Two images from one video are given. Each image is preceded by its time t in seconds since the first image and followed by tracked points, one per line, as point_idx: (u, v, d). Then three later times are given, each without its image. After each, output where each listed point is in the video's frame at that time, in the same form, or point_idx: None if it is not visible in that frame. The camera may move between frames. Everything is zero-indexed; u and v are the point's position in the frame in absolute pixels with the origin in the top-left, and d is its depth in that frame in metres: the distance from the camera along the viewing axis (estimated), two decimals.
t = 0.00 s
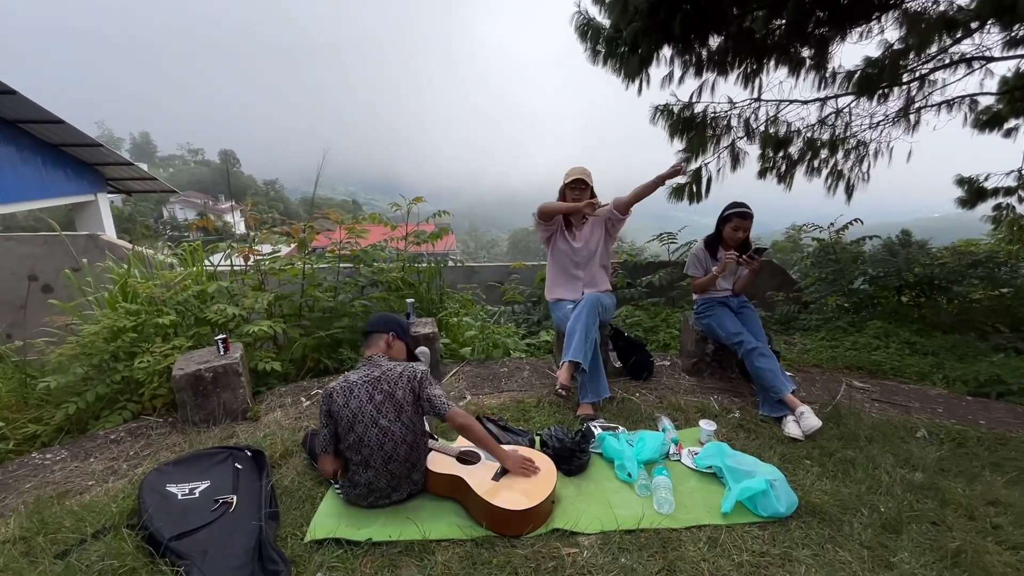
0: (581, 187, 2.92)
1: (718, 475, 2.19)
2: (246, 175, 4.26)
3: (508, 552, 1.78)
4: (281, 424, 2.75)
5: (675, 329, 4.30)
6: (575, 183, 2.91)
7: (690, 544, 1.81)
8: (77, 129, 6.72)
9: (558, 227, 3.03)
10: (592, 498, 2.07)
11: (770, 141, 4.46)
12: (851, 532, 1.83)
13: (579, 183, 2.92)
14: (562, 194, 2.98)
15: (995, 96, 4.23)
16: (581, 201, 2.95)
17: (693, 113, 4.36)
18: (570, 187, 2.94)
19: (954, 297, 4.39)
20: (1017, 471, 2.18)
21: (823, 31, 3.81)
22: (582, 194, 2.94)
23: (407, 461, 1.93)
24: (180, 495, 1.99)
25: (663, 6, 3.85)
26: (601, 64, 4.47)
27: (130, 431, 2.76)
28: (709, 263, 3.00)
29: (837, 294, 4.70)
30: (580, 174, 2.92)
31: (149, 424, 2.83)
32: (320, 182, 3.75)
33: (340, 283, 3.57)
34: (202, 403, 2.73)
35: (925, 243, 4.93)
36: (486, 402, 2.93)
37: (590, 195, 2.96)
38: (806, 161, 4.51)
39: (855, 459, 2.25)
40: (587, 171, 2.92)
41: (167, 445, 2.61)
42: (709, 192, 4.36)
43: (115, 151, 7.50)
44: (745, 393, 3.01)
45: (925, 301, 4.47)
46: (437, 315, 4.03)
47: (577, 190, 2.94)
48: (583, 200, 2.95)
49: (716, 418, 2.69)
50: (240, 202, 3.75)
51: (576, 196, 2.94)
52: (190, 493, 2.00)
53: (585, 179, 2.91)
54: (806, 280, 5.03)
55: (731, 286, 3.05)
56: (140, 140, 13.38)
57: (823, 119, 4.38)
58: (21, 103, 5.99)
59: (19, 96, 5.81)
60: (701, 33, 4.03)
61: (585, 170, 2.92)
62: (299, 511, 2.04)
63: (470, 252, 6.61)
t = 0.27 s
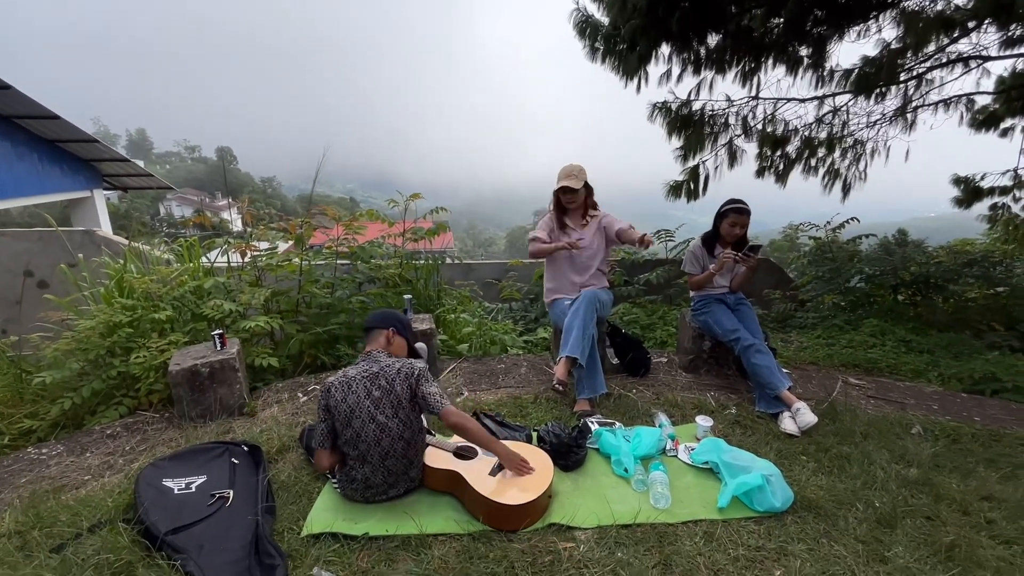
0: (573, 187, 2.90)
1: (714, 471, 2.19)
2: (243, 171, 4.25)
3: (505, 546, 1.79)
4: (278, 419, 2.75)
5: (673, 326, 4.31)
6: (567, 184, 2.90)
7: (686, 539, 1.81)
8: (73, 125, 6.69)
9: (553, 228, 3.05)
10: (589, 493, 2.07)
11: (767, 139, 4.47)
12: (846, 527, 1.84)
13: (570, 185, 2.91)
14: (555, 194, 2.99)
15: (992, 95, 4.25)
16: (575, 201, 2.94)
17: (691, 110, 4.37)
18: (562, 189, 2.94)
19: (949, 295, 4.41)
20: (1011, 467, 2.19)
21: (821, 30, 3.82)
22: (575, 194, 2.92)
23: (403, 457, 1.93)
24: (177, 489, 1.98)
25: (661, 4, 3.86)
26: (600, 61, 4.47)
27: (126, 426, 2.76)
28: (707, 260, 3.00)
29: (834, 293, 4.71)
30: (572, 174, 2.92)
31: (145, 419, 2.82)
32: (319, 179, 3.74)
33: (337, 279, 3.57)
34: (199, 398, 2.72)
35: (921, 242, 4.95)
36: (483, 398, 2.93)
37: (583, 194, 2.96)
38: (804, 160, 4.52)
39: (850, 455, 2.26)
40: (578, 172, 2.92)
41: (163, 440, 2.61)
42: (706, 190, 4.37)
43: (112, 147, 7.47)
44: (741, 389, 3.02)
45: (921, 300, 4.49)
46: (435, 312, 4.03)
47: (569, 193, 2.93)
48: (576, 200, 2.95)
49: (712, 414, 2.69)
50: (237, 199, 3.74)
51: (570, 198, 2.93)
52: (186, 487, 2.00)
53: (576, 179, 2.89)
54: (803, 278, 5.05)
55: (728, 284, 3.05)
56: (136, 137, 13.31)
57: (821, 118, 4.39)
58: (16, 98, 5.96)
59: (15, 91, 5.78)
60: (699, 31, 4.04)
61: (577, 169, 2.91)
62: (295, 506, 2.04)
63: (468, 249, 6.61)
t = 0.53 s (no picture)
0: (572, 192, 2.87)
1: (710, 471, 2.20)
2: (238, 170, 4.23)
3: (502, 546, 1.79)
4: (274, 419, 2.74)
5: (668, 326, 4.32)
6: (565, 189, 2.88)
7: (682, 539, 1.82)
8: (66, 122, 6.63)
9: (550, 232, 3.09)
10: (585, 493, 2.08)
11: (763, 140, 4.49)
12: (841, 527, 1.85)
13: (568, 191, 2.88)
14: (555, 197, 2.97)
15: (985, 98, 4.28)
16: (573, 206, 2.91)
17: (687, 111, 4.38)
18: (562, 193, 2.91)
19: (943, 296, 4.44)
20: (1003, 467, 2.21)
21: (816, 32, 3.84)
22: (574, 198, 2.88)
23: (401, 459, 1.92)
24: (172, 490, 1.97)
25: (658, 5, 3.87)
26: (597, 62, 4.47)
27: (120, 426, 2.74)
28: (703, 260, 3.01)
29: (828, 293, 4.74)
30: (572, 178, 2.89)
31: (139, 419, 2.80)
32: (315, 178, 3.68)
33: (333, 278, 3.55)
34: (194, 398, 2.71)
35: (915, 243, 4.99)
36: (479, 398, 2.93)
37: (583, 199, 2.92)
38: (799, 161, 4.55)
39: (845, 454, 2.28)
40: (577, 178, 2.87)
41: (157, 440, 2.59)
42: (702, 191, 4.38)
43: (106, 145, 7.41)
44: (737, 389, 3.03)
45: (914, 300, 4.52)
46: (431, 311, 4.03)
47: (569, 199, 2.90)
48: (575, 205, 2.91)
49: (708, 414, 2.70)
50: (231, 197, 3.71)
51: (569, 202, 2.90)
52: (181, 488, 1.99)
53: (575, 184, 2.85)
54: (798, 279, 5.08)
55: (725, 284, 3.06)
56: (130, 135, 13.21)
57: (816, 119, 4.42)
58: (8, 95, 5.90)
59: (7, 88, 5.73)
60: (696, 32, 4.05)
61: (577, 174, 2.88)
62: (291, 506, 2.03)
63: (464, 249, 6.61)
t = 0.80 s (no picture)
0: (573, 198, 2.85)
1: (703, 472, 2.21)
2: (231, 170, 4.21)
3: (495, 548, 1.79)
4: (267, 420, 2.72)
5: (663, 327, 4.34)
6: (566, 192, 2.85)
7: (675, 540, 1.83)
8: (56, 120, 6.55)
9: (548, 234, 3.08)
10: (579, 494, 2.08)
11: (757, 142, 4.51)
12: (833, 527, 1.87)
13: (570, 195, 2.86)
14: (555, 201, 2.95)
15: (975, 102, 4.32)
16: (574, 211, 2.90)
17: (681, 113, 4.40)
18: (562, 196, 2.89)
19: (933, 298, 4.48)
20: (992, 467, 2.24)
21: (810, 35, 3.86)
22: (575, 204, 2.87)
23: (395, 460, 1.91)
24: (162, 492, 1.96)
25: (653, 7, 3.89)
26: (592, 63, 4.48)
27: (111, 428, 2.71)
28: (697, 261, 3.03)
29: (821, 295, 4.77)
30: (573, 182, 2.88)
31: (130, 421, 2.78)
32: (310, 177, 3.72)
33: (327, 279, 3.54)
34: (185, 399, 2.69)
35: (906, 245, 5.03)
36: (473, 399, 2.93)
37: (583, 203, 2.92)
38: (792, 163, 4.58)
39: (836, 455, 2.30)
40: (579, 182, 2.87)
41: (149, 442, 2.57)
42: (696, 193, 4.40)
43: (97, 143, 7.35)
44: (730, 390, 3.05)
45: (905, 302, 4.56)
46: (426, 312, 4.02)
47: (570, 202, 2.89)
48: (576, 209, 2.90)
49: (701, 415, 2.72)
50: (224, 197, 3.69)
51: (570, 206, 2.89)
52: (172, 490, 1.97)
53: (577, 189, 2.84)
54: (791, 280, 5.11)
55: (718, 285, 3.08)
56: (122, 134, 13.09)
57: (809, 121, 4.45)
58: None
59: None
60: (690, 34, 4.07)
61: (578, 178, 2.87)
62: (284, 508, 2.02)
63: (458, 250, 6.61)
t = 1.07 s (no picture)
0: (575, 195, 2.88)
1: (696, 471, 2.22)
2: (224, 168, 4.18)
3: (488, 547, 1.79)
4: (259, 420, 2.70)
5: (656, 327, 4.35)
6: (568, 190, 2.87)
7: (668, 538, 1.83)
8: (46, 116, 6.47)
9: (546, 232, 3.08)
10: (572, 493, 2.08)
11: (750, 144, 4.54)
12: (824, 525, 1.88)
13: (571, 192, 2.88)
14: (555, 199, 2.95)
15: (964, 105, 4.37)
16: (574, 209, 2.92)
17: (675, 114, 4.42)
18: (563, 194, 2.90)
19: (923, 299, 4.53)
20: (981, 466, 2.26)
21: (802, 38, 3.89)
22: (576, 201, 2.90)
23: (387, 459, 1.91)
24: (153, 492, 1.94)
25: (647, 9, 3.90)
26: (587, 64, 4.49)
27: (100, 427, 2.68)
28: (690, 262, 3.04)
29: (813, 295, 4.81)
30: (574, 181, 2.90)
31: (120, 420, 2.75)
32: (303, 176, 3.68)
33: (321, 278, 3.53)
34: (176, 398, 2.66)
35: (896, 247, 5.08)
36: (467, 399, 2.93)
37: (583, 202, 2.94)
38: (785, 164, 4.61)
39: (828, 454, 2.31)
40: (580, 181, 2.88)
41: (139, 441, 2.55)
42: (690, 194, 4.42)
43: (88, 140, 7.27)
44: (723, 390, 3.06)
45: (896, 303, 4.61)
46: (419, 312, 4.02)
47: (571, 200, 2.90)
48: (577, 207, 2.91)
49: (694, 414, 2.73)
50: (217, 195, 3.66)
51: (570, 204, 2.90)
52: (163, 489, 1.95)
53: (578, 187, 2.86)
54: (783, 281, 5.15)
55: (711, 285, 3.09)
56: (112, 131, 12.96)
57: (802, 123, 4.48)
58: None
59: None
60: (684, 36, 4.09)
61: (580, 176, 2.89)
62: (276, 508, 2.01)
63: (453, 250, 6.60)
